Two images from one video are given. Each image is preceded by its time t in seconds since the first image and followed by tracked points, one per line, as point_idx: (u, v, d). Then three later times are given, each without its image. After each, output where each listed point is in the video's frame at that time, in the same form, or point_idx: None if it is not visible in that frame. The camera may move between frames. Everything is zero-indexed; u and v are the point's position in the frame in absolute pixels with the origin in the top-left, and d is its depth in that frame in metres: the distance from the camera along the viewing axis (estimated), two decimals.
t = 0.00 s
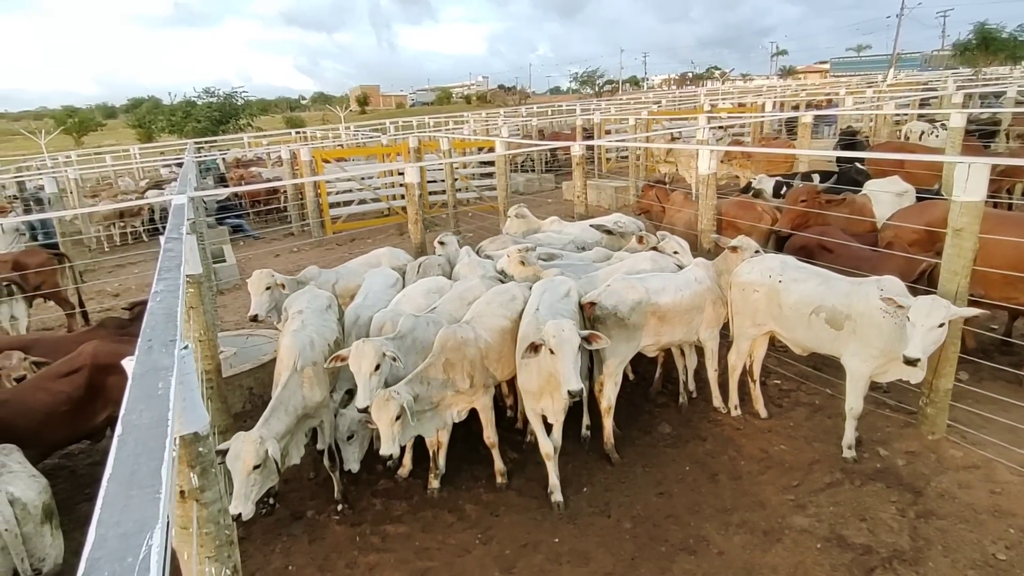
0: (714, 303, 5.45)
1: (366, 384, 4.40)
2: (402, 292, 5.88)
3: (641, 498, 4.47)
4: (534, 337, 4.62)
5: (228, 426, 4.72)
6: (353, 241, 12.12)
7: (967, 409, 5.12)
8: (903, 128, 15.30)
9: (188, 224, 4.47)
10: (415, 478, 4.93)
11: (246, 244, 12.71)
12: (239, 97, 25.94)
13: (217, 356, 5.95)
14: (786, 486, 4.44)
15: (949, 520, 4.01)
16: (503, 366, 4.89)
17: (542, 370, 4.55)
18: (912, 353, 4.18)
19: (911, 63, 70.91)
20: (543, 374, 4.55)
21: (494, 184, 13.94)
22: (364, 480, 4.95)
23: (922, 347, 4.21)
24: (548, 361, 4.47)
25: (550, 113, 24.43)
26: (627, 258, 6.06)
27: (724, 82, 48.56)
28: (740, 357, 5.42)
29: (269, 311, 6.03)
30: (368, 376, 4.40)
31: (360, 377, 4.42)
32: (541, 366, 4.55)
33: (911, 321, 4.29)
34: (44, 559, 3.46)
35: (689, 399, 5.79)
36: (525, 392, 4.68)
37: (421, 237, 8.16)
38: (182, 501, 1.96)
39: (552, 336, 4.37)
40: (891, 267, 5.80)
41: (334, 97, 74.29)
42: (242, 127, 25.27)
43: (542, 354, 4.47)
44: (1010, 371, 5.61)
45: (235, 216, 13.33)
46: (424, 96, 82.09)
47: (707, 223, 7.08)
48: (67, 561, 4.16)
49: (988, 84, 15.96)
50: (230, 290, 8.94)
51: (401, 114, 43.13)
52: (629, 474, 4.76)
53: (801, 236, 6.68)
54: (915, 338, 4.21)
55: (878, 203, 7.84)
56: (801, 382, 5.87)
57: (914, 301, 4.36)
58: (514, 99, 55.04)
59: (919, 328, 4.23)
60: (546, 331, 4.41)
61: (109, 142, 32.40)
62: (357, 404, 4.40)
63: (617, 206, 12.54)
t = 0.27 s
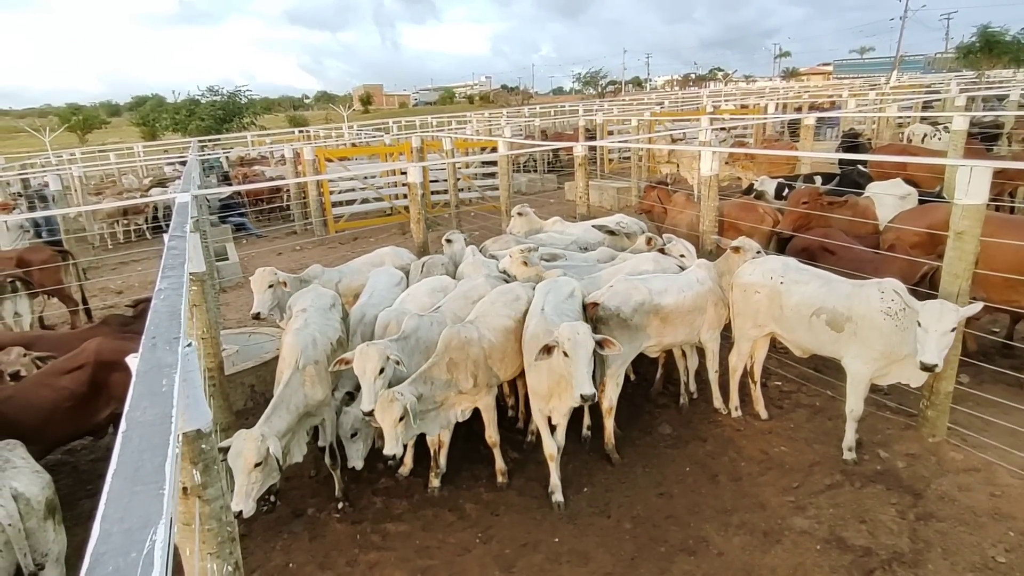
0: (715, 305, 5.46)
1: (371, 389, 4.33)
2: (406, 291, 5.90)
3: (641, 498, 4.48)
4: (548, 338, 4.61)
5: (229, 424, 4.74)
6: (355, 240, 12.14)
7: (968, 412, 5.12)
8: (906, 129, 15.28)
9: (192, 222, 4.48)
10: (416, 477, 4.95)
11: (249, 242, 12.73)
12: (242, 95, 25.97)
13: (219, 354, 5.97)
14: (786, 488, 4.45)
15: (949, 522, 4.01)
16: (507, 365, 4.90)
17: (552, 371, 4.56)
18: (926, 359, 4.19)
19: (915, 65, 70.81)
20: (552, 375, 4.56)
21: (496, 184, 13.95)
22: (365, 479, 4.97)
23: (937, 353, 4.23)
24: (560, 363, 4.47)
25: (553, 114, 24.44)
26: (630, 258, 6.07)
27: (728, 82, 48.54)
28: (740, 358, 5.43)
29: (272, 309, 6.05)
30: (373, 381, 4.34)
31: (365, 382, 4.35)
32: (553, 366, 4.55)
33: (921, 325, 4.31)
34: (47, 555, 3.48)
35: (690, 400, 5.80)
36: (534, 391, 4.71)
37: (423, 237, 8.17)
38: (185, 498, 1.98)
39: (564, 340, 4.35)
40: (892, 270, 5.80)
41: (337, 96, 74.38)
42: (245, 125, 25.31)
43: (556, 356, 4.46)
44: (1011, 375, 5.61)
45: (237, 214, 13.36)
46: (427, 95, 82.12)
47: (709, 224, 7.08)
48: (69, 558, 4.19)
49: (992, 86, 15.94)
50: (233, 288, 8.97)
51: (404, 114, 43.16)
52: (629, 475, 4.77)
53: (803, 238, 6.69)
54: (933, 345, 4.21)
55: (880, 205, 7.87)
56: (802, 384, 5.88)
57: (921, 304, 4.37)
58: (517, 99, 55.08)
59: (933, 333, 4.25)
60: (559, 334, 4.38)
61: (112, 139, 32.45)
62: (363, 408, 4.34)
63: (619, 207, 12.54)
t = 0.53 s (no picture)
0: (715, 307, 5.45)
1: (369, 393, 4.29)
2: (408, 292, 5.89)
3: (639, 501, 4.46)
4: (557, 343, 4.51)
5: (226, 424, 4.73)
6: (354, 240, 12.13)
7: (966, 415, 5.12)
8: (906, 131, 15.29)
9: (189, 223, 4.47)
10: (413, 478, 4.93)
11: (247, 241, 12.72)
12: (241, 94, 25.94)
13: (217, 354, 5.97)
14: (784, 491, 4.44)
15: (947, 526, 4.00)
16: (505, 367, 4.89)
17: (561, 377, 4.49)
18: (939, 364, 4.27)
19: (914, 67, 70.86)
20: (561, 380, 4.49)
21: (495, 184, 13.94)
22: (362, 480, 4.96)
23: (947, 359, 4.31)
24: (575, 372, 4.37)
25: (553, 114, 24.43)
26: (630, 260, 6.06)
27: (728, 83, 48.55)
28: (739, 359, 5.42)
29: (271, 309, 6.04)
30: (372, 386, 4.30)
31: (364, 387, 4.31)
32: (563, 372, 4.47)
33: (929, 330, 4.39)
34: (41, 556, 3.45)
35: (688, 402, 5.78)
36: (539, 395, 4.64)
37: (422, 237, 8.16)
38: (178, 500, 1.96)
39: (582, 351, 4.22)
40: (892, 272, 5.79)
41: (337, 95, 74.37)
42: (244, 125, 25.29)
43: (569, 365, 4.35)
44: (1010, 378, 5.60)
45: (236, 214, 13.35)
46: (426, 95, 82.11)
47: (708, 226, 7.07)
48: (64, 559, 4.17)
49: (992, 89, 15.95)
50: (231, 288, 8.96)
51: (404, 114, 43.14)
52: (627, 477, 4.76)
53: (802, 240, 6.68)
54: (943, 352, 4.27)
55: (879, 207, 7.86)
56: (800, 386, 5.87)
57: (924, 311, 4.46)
58: (517, 99, 55.09)
59: (943, 339, 4.31)
60: (576, 340, 4.26)
61: (112, 138, 32.42)
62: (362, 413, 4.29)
63: (618, 208, 12.54)
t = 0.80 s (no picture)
0: (714, 307, 5.47)
1: (369, 394, 4.32)
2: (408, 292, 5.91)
3: (638, 501, 4.48)
4: (566, 343, 4.52)
5: (226, 425, 4.75)
6: (354, 240, 12.14)
7: (965, 414, 5.13)
8: (905, 131, 15.32)
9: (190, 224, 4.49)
10: (413, 478, 4.95)
11: (247, 242, 12.73)
12: (241, 95, 25.94)
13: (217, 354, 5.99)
14: (783, 490, 4.46)
15: (945, 525, 4.02)
16: (504, 367, 4.90)
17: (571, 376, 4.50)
18: (945, 366, 4.33)
19: (914, 66, 70.88)
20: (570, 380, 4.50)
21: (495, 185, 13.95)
22: (362, 480, 4.97)
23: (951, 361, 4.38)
24: (598, 369, 4.46)
25: (552, 114, 24.44)
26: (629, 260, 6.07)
27: (727, 83, 48.58)
28: (738, 359, 5.44)
29: (272, 309, 6.06)
30: (372, 387, 4.33)
31: (364, 388, 4.34)
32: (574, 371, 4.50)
33: (933, 332, 4.43)
34: (42, 556, 3.47)
35: (687, 402, 5.80)
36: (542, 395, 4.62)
37: (422, 238, 8.17)
38: (178, 500, 1.97)
39: (608, 348, 4.32)
40: (891, 272, 5.80)
41: (337, 96, 74.37)
42: (244, 125, 25.30)
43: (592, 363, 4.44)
44: (1009, 377, 5.62)
45: (236, 215, 13.37)
46: (426, 95, 82.12)
47: (707, 226, 7.09)
48: (66, 559, 4.18)
49: (990, 88, 15.95)
50: (231, 289, 8.98)
51: (403, 114, 43.16)
52: (626, 477, 4.78)
53: (801, 240, 6.69)
54: (949, 354, 4.33)
55: (878, 207, 7.88)
56: (799, 386, 5.88)
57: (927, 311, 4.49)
58: (516, 99, 55.11)
59: (948, 341, 4.36)
60: (600, 339, 4.34)
61: (112, 139, 32.41)
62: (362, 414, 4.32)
63: (618, 208, 12.57)
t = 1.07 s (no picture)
0: (719, 310, 5.47)
1: (374, 394, 4.34)
2: (413, 293, 5.94)
3: (642, 502, 4.49)
4: (585, 344, 4.56)
5: (233, 425, 4.78)
6: (360, 240, 12.19)
7: (970, 417, 5.13)
8: (911, 133, 15.29)
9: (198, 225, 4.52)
10: (418, 478, 4.97)
11: (253, 242, 12.80)
12: (247, 95, 26.05)
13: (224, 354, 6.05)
14: (787, 493, 4.46)
15: (950, 528, 4.02)
16: (509, 370, 4.92)
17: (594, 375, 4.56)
18: (964, 375, 4.27)
19: (921, 67, 70.58)
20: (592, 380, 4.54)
21: (500, 186, 13.98)
22: (367, 480, 5.00)
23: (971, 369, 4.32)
24: (625, 366, 4.57)
25: (557, 115, 24.46)
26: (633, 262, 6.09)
27: (733, 84, 48.52)
28: (743, 361, 5.44)
29: (278, 310, 6.10)
30: (377, 387, 4.34)
31: (369, 389, 4.36)
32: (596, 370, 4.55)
33: (949, 339, 4.38)
34: (53, 553, 3.52)
35: (692, 404, 5.81)
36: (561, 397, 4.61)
37: (427, 239, 8.20)
38: (189, 501, 2.00)
39: (638, 346, 4.41)
40: (896, 275, 5.79)
41: (343, 96, 74.67)
42: (250, 125, 25.40)
43: (619, 361, 4.53)
44: (1014, 381, 5.61)
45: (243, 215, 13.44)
46: (431, 96, 82.29)
47: (712, 228, 7.09)
48: (75, 557, 4.23)
49: (997, 90, 15.90)
50: (238, 288, 9.04)
51: (409, 114, 43.30)
52: (630, 478, 4.79)
53: (807, 243, 6.68)
54: (966, 362, 4.28)
55: (883, 210, 7.87)
56: (804, 389, 5.89)
57: (940, 318, 4.46)
58: (522, 99, 55.15)
59: (965, 348, 4.32)
60: (630, 337, 4.43)
61: (119, 139, 32.58)
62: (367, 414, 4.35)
63: (623, 209, 12.58)
